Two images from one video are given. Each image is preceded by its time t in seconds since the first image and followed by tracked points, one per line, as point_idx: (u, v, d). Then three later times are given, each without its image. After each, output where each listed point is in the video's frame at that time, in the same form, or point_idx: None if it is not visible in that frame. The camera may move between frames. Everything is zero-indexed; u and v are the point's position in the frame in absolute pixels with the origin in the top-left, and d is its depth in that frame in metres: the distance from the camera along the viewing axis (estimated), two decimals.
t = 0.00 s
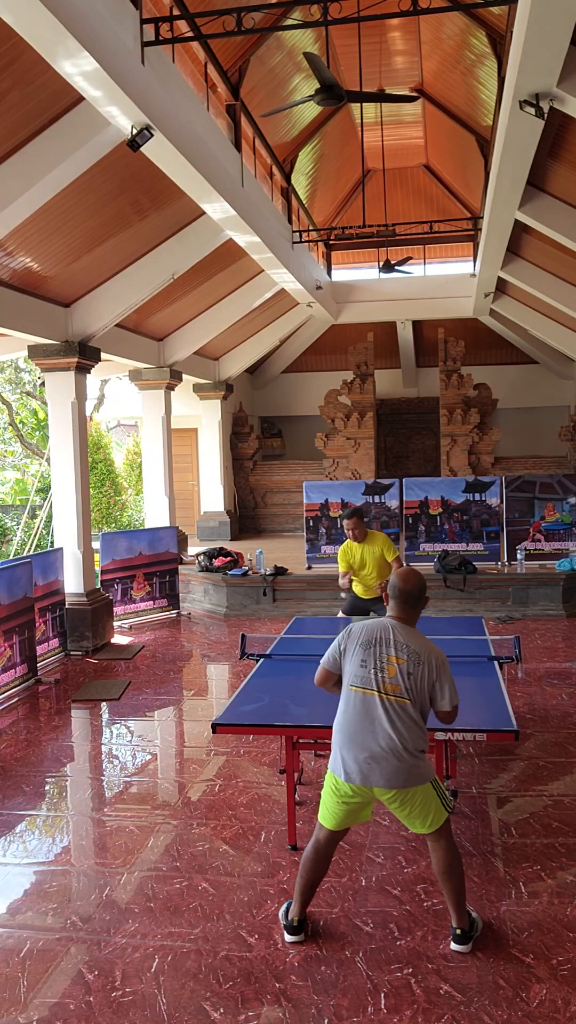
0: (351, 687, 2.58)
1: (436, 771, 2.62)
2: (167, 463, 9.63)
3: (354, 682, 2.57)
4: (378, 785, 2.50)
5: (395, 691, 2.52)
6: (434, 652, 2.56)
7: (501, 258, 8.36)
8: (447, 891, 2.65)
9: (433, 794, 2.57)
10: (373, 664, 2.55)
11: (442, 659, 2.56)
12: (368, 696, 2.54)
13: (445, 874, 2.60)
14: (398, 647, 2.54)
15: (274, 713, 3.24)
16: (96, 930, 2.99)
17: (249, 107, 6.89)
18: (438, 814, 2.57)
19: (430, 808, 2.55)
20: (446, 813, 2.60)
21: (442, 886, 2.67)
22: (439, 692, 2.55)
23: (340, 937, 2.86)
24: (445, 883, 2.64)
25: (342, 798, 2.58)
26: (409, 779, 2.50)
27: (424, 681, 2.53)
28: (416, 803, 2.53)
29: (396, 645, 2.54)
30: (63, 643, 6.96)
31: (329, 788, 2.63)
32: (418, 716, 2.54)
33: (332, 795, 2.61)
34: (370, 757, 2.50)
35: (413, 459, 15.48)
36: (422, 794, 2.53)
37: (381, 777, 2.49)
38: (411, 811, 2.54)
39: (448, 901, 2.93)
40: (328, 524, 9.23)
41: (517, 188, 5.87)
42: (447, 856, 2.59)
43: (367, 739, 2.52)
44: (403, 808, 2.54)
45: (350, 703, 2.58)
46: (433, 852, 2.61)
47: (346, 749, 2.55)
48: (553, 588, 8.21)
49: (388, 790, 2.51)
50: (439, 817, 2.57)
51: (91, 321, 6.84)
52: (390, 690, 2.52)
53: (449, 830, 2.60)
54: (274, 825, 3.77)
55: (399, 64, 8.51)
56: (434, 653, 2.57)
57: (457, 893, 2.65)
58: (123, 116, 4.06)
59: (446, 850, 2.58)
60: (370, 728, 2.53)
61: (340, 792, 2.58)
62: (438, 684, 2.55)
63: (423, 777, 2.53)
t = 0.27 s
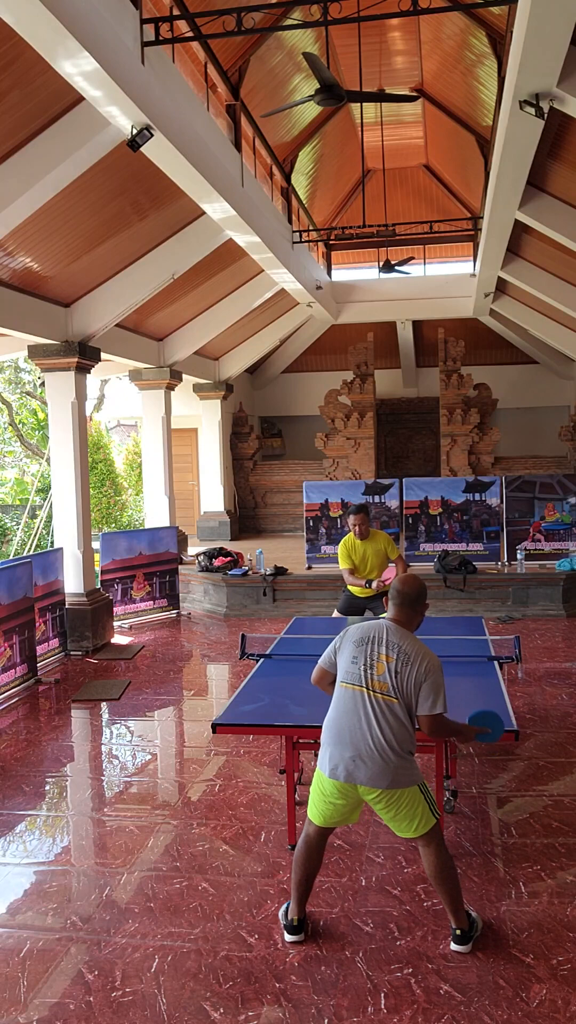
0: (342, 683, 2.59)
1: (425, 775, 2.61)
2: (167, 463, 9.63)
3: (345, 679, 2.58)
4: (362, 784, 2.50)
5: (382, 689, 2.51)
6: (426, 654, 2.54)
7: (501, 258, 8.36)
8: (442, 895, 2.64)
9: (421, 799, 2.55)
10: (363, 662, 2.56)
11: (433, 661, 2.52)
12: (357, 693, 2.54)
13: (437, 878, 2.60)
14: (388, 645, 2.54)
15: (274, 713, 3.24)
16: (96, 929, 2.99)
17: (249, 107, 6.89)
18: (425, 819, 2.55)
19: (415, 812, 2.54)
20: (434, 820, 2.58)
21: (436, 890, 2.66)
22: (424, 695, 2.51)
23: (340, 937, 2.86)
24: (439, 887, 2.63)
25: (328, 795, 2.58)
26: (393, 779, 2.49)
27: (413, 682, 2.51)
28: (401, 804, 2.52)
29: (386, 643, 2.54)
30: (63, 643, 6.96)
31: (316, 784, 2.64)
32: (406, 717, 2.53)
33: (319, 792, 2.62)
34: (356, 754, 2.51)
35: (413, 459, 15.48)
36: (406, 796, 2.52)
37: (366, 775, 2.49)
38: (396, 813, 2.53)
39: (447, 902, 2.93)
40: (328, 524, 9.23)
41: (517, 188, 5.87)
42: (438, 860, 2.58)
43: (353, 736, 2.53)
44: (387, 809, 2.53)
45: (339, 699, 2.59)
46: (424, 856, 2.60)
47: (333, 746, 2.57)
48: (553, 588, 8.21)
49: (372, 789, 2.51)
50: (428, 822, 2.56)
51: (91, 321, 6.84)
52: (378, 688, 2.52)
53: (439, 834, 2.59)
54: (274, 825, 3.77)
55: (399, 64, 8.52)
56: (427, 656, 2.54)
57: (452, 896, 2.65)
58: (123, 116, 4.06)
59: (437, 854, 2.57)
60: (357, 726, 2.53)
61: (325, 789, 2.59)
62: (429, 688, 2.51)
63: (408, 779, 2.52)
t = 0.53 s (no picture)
0: (353, 689, 2.55)
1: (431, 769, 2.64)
2: (167, 463, 9.63)
3: (357, 684, 2.54)
4: (386, 786, 2.50)
5: (399, 688, 2.53)
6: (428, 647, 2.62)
7: (501, 258, 8.36)
8: (446, 891, 2.64)
9: (431, 795, 2.58)
10: (376, 664, 2.54)
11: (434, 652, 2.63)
12: (372, 697, 2.53)
13: (443, 874, 2.60)
14: (400, 645, 2.54)
15: (274, 713, 3.24)
16: (96, 929, 2.99)
17: (249, 107, 6.89)
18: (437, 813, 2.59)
19: (428, 809, 2.56)
20: (442, 813, 2.61)
21: (440, 887, 2.67)
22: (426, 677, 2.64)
23: (340, 937, 2.86)
24: (444, 884, 2.63)
25: (344, 800, 2.56)
26: (413, 776, 2.52)
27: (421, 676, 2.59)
28: (418, 802, 2.55)
29: (397, 643, 2.54)
30: (63, 643, 6.96)
31: (326, 791, 2.60)
32: (416, 713, 2.58)
33: (330, 797, 2.59)
34: (377, 758, 2.50)
35: (413, 459, 15.48)
36: (423, 792, 2.55)
37: (388, 777, 2.49)
38: (412, 811, 2.55)
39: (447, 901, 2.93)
40: (328, 524, 9.23)
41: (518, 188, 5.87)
42: (444, 856, 2.59)
43: (373, 740, 2.52)
44: (405, 808, 2.54)
45: (352, 706, 2.55)
46: (431, 853, 2.60)
47: (351, 753, 2.53)
48: (553, 589, 8.21)
49: (394, 790, 2.51)
50: (437, 816, 2.57)
51: (91, 321, 6.85)
52: (394, 689, 2.53)
53: (446, 830, 2.60)
54: (273, 825, 3.77)
55: (399, 64, 8.52)
56: (429, 650, 2.62)
57: (456, 893, 2.65)
58: (123, 116, 4.06)
59: (444, 848, 2.58)
60: (375, 729, 2.52)
61: (341, 794, 2.56)
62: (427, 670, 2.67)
63: (425, 775, 2.56)
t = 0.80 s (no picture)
0: (354, 691, 2.54)
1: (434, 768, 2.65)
2: (167, 463, 9.63)
3: (358, 686, 2.54)
4: (392, 788, 2.50)
5: (401, 689, 2.54)
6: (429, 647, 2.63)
7: (501, 258, 8.36)
8: (448, 889, 2.64)
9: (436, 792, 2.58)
10: (376, 666, 2.54)
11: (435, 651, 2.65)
12: (374, 699, 2.53)
13: (446, 871, 2.60)
14: (399, 646, 2.55)
15: (274, 713, 3.24)
16: (96, 930, 2.99)
17: (249, 107, 6.89)
18: (442, 810, 2.59)
19: (433, 807, 2.56)
20: (447, 811, 2.61)
21: (442, 885, 2.66)
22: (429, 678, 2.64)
23: (340, 937, 2.86)
24: (446, 881, 2.63)
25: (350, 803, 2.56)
26: (418, 776, 2.52)
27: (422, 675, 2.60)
28: (424, 801, 2.55)
29: (397, 644, 2.55)
30: (63, 643, 6.96)
31: (331, 793, 2.60)
32: (419, 712, 2.59)
33: (335, 799, 2.59)
34: (382, 760, 2.50)
35: (413, 459, 15.48)
36: (428, 791, 2.56)
37: (393, 778, 2.49)
38: (417, 811, 2.55)
39: (448, 901, 2.92)
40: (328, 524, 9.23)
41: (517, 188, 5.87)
42: (448, 853, 2.59)
43: (377, 742, 2.51)
44: (411, 808, 2.55)
45: (355, 709, 2.55)
46: (434, 850, 2.60)
47: (355, 756, 2.52)
48: (553, 589, 8.21)
49: (399, 791, 2.51)
50: (441, 813, 2.58)
51: (91, 321, 6.85)
52: (396, 690, 2.53)
53: (450, 827, 2.60)
54: (273, 825, 3.77)
55: (399, 64, 8.52)
56: (430, 649, 2.64)
57: (457, 892, 2.65)
58: (123, 116, 4.06)
59: (448, 846, 2.58)
60: (377, 731, 2.52)
61: (346, 796, 2.56)
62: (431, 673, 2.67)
63: (430, 774, 2.56)
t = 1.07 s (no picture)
0: (343, 685, 2.59)
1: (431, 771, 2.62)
2: (167, 463, 9.63)
3: (346, 681, 2.58)
4: (371, 784, 2.51)
5: (384, 688, 2.52)
6: (425, 650, 2.54)
7: (501, 258, 8.36)
8: (445, 893, 2.64)
9: (428, 796, 2.56)
10: (363, 662, 2.56)
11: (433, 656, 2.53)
12: (359, 695, 2.55)
13: (440, 877, 2.60)
14: (388, 645, 2.53)
15: (274, 713, 3.24)
16: (96, 929, 2.99)
17: (249, 107, 6.89)
18: (434, 814, 2.56)
19: (424, 809, 2.54)
20: (441, 815, 2.59)
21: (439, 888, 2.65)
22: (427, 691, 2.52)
23: (340, 937, 2.86)
24: (442, 886, 2.63)
25: (338, 797, 2.59)
26: (400, 777, 2.50)
27: (414, 679, 2.51)
28: (411, 802, 2.53)
29: (385, 643, 2.54)
30: (63, 643, 6.96)
31: (325, 787, 2.63)
32: (409, 714, 2.54)
33: (329, 794, 2.61)
34: (363, 755, 2.51)
35: (413, 459, 15.48)
36: (414, 794, 2.53)
37: (373, 775, 2.50)
38: (405, 811, 2.54)
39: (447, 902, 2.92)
40: (328, 524, 9.23)
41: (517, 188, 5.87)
42: (442, 857, 2.57)
43: (358, 738, 2.53)
44: (397, 807, 2.54)
45: (342, 702, 2.59)
46: (428, 855, 2.59)
47: (339, 748, 2.57)
48: (553, 589, 8.21)
49: (380, 789, 2.51)
50: (434, 818, 2.56)
51: (91, 321, 6.85)
52: (380, 688, 2.52)
53: (444, 831, 2.59)
54: (273, 825, 3.77)
55: (399, 64, 8.52)
56: (429, 651, 2.55)
57: (455, 895, 2.65)
58: (123, 116, 4.06)
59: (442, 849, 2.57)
60: (360, 727, 2.53)
61: (334, 790, 2.59)
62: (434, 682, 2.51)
63: (416, 776, 2.53)
